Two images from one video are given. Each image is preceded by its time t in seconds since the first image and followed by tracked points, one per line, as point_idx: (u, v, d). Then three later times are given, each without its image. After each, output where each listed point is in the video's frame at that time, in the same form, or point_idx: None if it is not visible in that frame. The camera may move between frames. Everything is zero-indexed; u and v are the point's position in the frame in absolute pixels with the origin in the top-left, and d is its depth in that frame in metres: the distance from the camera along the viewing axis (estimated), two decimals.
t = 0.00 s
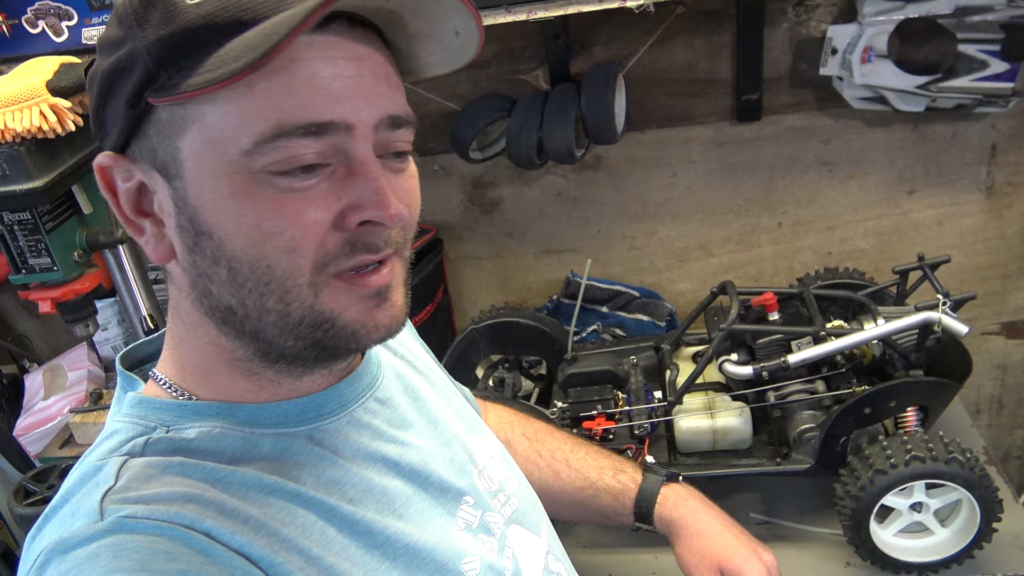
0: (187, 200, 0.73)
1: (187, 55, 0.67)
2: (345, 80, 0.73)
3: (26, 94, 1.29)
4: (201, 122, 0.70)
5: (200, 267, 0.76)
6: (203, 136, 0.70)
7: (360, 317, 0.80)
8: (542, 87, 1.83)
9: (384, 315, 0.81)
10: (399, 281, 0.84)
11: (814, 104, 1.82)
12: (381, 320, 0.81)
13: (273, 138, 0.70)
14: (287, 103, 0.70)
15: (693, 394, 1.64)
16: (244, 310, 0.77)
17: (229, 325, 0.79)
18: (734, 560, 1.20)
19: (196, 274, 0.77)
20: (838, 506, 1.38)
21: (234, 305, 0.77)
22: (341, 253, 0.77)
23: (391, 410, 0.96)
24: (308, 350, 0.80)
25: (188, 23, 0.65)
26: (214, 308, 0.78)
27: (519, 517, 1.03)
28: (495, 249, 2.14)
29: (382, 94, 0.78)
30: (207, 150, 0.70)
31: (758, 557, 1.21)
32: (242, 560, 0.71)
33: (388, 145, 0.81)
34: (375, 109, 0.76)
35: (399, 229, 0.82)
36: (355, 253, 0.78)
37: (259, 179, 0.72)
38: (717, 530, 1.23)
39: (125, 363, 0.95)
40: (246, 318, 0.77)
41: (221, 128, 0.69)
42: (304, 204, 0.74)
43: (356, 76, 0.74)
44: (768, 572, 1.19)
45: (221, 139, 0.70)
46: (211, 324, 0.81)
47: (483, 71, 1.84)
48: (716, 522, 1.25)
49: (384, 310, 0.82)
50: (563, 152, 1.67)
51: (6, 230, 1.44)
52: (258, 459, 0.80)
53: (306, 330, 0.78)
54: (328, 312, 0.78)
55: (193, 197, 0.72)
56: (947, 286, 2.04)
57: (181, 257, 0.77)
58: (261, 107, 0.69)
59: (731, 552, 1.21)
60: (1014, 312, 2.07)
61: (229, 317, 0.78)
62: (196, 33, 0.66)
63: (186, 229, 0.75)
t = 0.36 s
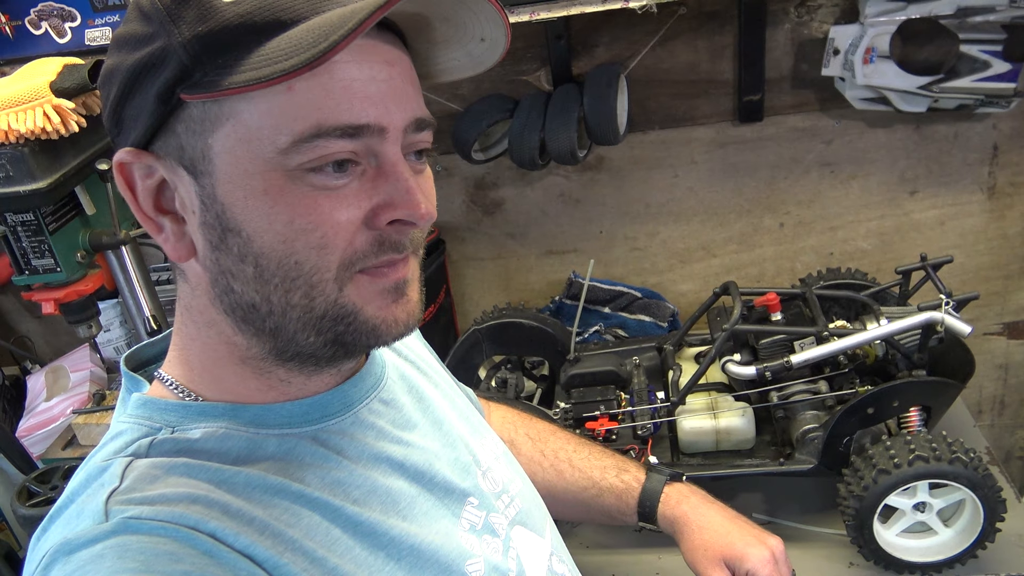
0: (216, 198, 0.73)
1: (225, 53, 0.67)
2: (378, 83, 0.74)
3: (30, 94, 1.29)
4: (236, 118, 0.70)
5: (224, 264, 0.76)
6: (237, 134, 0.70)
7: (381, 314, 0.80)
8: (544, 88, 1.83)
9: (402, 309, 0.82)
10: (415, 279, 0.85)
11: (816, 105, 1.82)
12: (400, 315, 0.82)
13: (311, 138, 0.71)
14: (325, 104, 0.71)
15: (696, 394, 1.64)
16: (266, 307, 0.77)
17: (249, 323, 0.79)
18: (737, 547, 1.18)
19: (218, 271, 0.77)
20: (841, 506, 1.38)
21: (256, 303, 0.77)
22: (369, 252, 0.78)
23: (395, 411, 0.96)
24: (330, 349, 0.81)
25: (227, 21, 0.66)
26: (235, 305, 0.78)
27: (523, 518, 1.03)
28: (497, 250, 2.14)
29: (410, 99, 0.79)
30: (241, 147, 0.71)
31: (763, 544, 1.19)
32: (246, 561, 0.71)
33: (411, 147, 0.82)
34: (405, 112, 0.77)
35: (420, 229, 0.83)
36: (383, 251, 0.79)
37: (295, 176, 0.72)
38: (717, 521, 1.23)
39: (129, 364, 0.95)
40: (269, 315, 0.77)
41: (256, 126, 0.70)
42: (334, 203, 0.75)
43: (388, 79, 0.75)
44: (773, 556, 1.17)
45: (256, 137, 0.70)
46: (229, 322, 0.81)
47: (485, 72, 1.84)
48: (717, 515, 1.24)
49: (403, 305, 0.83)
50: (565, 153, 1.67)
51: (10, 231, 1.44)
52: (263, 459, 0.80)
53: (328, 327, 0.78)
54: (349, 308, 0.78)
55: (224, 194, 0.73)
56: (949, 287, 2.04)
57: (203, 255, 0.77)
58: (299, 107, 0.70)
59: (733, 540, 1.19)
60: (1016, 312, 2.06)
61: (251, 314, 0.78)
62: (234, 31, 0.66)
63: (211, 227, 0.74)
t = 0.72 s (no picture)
0: (222, 204, 0.73)
1: (229, 60, 0.67)
2: (381, 89, 0.73)
3: (30, 102, 1.29)
4: (241, 125, 0.70)
5: (229, 270, 0.76)
6: (242, 140, 0.70)
7: (382, 322, 0.81)
8: (544, 91, 1.83)
9: (405, 318, 0.83)
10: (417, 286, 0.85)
11: (816, 106, 1.82)
12: (403, 325, 0.83)
13: (316, 144, 0.71)
14: (330, 110, 0.71)
15: (698, 397, 1.65)
16: (272, 312, 0.77)
17: (254, 329, 0.79)
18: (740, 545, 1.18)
19: (222, 277, 0.77)
20: (844, 508, 1.39)
21: (260, 308, 0.77)
22: (370, 254, 0.78)
23: (398, 416, 0.96)
24: (332, 356, 0.81)
25: (231, 28, 0.66)
26: (240, 311, 0.78)
27: (526, 523, 1.03)
28: (498, 253, 2.14)
29: (414, 103, 0.79)
30: (247, 153, 0.71)
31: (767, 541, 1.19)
32: (250, 569, 0.71)
33: (413, 151, 0.82)
34: (408, 117, 0.77)
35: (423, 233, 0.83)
36: (384, 254, 0.79)
37: (300, 182, 0.73)
38: (720, 520, 1.23)
39: (132, 373, 0.94)
40: (273, 320, 0.78)
41: (261, 132, 0.70)
42: (338, 207, 0.74)
43: (391, 85, 0.75)
44: (777, 550, 1.16)
45: (262, 143, 0.70)
46: (232, 328, 0.81)
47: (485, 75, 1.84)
48: (719, 514, 1.24)
49: (406, 316, 0.83)
50: (566, 156, 1.67)
51: (11, 238, 1.44)
52: (266, 466, 0.80)
53: (331, 334, 0.79)
54: (351, 315, 0.79)
55: (229, 200, 0.73)
56: (949, 287, 2.04)
57: (207, 261, 0.77)
58: (304, 113, 0.70)
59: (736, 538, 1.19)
60: (1016, 312, 2.07)
61: (256, 320, 0.78)
62: (239, 38, 0.66)
63: (216, 233, 0.75)
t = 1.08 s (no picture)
0: (232, 196, 0.73)
1: (246, 52, 0.67)
2: (392, 85, 0.74)
3: (29, 97, 1.28)
4: (255, 117, 0.70)
5: (236, 263, 0.76)
6: (255, 132, 0.70)
7: (389, 316, 0.80)
8: (545, 87, 1.82)
9: (409, 312, 0.83)
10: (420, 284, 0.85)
11: (817, 102, 1.82)
12: (407, 318, 0.82)
13: (329, 136, 0.71)
14: (343, 102, 0.71)
15: (699, 393, 1.64)
16: (281, 306, 0.77)
17: (260, 324, 0.78)
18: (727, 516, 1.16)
19: (229, 270, 0.76)
20: (845, 505, 1.38)
21: (269, 301, 0.77)
22: (379, 249, 0.78)
23: (396, 416, 0.95)
24: (339, 352, 0.80)
25: (246, 20, 0.66)
26: (245, 305, 0.78)
27: (526, 522, 1.02)
28: (498, 249, 2.14)
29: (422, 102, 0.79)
30: (259, 145, 0.71)
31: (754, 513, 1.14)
32: (248, 571, 0.71)
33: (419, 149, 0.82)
34: (416, 114, 0.78)
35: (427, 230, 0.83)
36: (393, 250, 0.79)
37: (311, 174, 0.72)
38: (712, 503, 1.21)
39: (128, 375, 0.94)
40: (281, 314, 0.77)
41: (275, 123, 0.70)
42: (347, 200, 0.74)
43: (401, 82, 0.75)
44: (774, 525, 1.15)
45: (275, 135, 0.70)
46: (235, 324, 0.80)
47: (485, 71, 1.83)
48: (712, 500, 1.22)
49: (409, 309, 0.83)
50: (567, 152, 1.67)
51: (9, 234, 1.43)
52: (264, 468, 0.80)
53: (341, 329, 0.78)
54: (362, 308, 0.78)
55: (240, 192, 0.72)
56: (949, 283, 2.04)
57: (213, 254, 0.76)
58: (317, 105, 0.70)
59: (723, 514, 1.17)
60: (1015, 308, 2.07)
61: (262, 314, 0.78)
62: (255, 30, 0.66)
63: (225, 225, 0.74)
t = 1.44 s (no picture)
0: (177, 189, 0.74)
1: (179, 43, 0.69)
2: (334, 70, 0.73)
3: (28, 92, 1.28)
4: (191, 107, 0.71)
5: (187, 257, 0.77)
6: (191, 122, 0.72)
7: (335, 322, 0.78)
8: (543, 83, 1.82)
9: (361, 322, 0.80)
10: (383, 290, 0.82)
11: (815, 98, 1.82)
12: (358, 329, 0.79)
13: (253, 122, 0.71)
14: (269, 87, 0.71)
15: (699, 388, 1.65)
16: (223, 303, 0.76)
17: (213, 319, 0.78)
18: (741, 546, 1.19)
19: (184, 265, 0.78)
20: (845, 498, 1.39)
21: (215, 298, 0.76)
22: (317, 249, 0.75)
23: (393, 410, 0.96)
24: (284, 354, 0.78)
25: (185, 12, 0.68)
26: (200, 300, 0.78)
27: (523, 514, 1.03)
28: (497, 245, 2.14)
29: (376, 91, 0.77)
30: (196, 136, 0.72)
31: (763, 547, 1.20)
32: (246, 561, 0.71)
33: (381, 141, 0.80)
34: (367, 103, 0.76)
35: (384, 229, 0.80)
36: (333, 250, 0.76)
37: (240, 165, 0.72)
38: (728, 523, 1.22)
39: (127, 365, 0.94)
40: (225, 311, 0.76)
41: (208, 113, 0.71)
42: (284, 194, 0.73)
43: (348, 69, 0.74)
44: (780, 568, 1.17)
45: (207, 124, 0.71)
46: (201, 319, 0.81)
47: (483, 67, 1.84)
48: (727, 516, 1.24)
49: (363, 319, 0.80)
50: (566, 147, 1.67)
51: (9, 229, 1.44)
52: (261, 459, 0.80)
53: (279, 330, 0.76)
54: (298, 313, 0.76)
55: (182, 184, 0.73)
56: (948, 279, 2.04)
57: (172, 246, 0.79)
58: (245, 91, 0.70)
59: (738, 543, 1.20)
60: (1014, 304, 2.08)
61: (213, 310, 0.77)
62: (189, 19, 0.68)
63: (176, 219, 0.76)
